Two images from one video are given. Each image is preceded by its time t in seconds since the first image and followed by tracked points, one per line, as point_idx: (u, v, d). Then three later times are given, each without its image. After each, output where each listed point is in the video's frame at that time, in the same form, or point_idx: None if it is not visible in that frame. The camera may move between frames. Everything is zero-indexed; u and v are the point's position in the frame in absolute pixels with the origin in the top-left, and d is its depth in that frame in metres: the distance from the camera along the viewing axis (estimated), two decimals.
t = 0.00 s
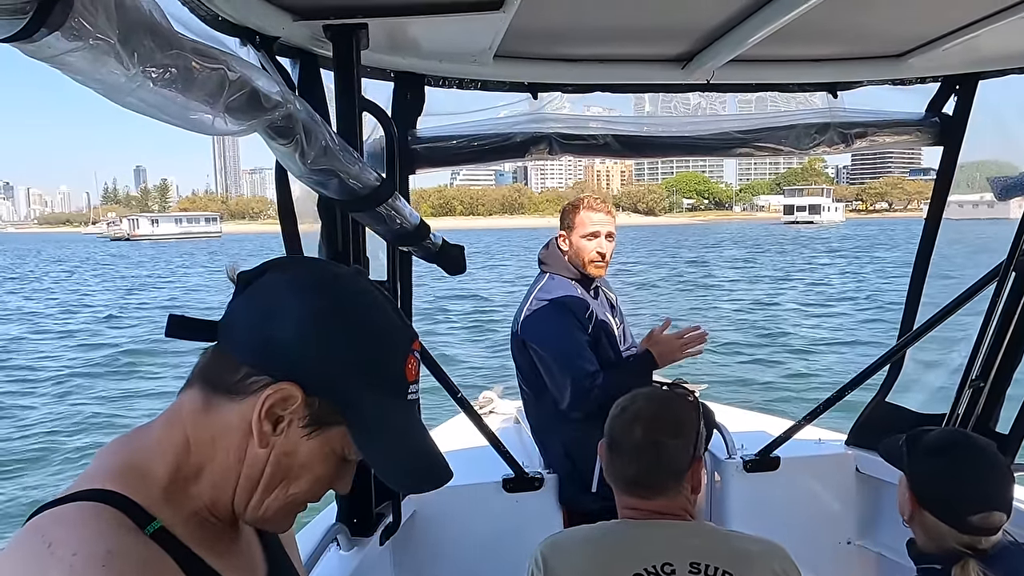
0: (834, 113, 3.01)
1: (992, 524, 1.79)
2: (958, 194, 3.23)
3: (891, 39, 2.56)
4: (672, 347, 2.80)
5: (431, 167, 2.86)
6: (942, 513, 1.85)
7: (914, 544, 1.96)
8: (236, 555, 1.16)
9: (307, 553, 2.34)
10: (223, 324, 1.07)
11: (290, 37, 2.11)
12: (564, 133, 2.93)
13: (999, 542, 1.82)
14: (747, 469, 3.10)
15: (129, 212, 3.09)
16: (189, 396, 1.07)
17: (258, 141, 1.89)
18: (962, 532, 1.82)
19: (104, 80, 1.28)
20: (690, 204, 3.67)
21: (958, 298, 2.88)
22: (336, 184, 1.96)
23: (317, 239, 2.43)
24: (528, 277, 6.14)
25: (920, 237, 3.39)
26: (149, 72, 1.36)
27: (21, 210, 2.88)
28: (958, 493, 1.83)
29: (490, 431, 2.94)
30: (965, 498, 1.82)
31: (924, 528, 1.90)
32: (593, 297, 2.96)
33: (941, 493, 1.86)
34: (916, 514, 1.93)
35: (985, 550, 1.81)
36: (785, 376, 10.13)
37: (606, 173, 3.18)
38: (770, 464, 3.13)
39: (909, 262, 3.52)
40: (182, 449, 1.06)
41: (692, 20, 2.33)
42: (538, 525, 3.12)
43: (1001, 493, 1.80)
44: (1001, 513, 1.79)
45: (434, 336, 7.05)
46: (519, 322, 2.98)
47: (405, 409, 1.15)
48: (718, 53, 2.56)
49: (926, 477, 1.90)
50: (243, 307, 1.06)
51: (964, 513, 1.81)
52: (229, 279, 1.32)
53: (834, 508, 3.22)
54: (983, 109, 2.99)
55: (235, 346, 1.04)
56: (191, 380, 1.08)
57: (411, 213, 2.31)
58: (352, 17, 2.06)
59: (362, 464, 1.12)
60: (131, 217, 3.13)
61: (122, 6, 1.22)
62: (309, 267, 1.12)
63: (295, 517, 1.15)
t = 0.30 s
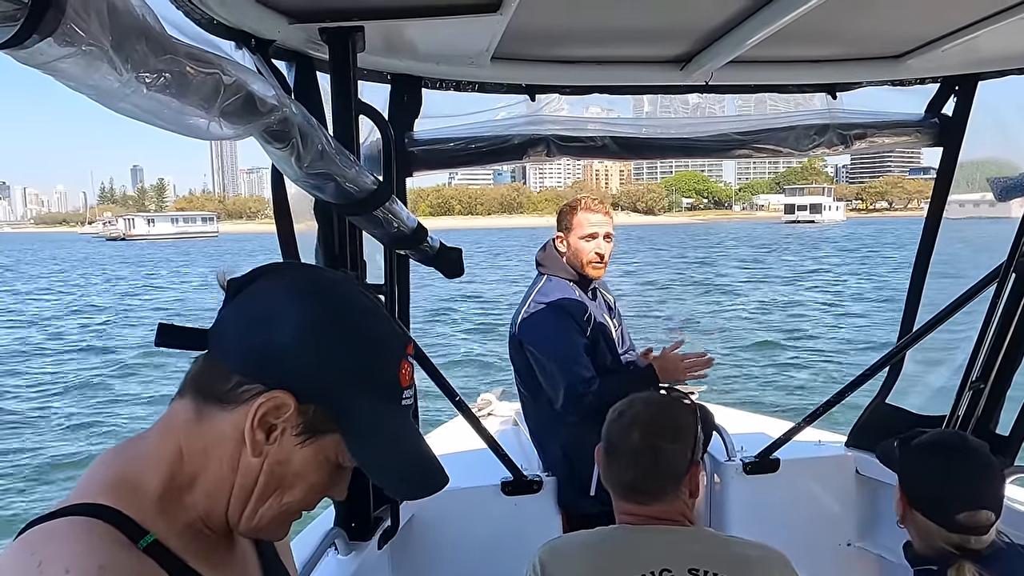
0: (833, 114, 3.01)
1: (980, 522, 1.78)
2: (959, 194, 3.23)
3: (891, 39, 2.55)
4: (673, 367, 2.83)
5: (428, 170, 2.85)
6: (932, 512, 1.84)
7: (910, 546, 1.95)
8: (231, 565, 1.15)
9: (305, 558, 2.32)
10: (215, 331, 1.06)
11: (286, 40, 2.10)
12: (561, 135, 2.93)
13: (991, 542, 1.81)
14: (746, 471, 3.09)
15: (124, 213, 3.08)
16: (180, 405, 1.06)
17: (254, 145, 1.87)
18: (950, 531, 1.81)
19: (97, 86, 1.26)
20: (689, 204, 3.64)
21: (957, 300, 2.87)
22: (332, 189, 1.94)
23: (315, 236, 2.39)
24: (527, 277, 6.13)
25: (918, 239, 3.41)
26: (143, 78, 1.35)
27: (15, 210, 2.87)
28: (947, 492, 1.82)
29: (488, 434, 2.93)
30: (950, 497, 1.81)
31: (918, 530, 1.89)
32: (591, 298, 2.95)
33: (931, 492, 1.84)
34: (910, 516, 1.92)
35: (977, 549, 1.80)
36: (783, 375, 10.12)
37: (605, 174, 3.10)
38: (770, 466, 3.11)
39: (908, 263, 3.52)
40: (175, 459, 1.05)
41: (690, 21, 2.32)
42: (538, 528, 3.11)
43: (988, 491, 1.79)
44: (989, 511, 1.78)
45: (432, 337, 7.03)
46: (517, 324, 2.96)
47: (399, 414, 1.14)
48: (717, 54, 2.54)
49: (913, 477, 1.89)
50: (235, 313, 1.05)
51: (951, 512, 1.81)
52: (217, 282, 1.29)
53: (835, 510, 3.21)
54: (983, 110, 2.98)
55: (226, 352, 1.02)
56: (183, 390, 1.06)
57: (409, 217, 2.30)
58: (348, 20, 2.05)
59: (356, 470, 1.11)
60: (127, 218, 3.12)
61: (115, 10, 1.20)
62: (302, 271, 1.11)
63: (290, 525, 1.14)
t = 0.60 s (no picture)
0: (833, 116, 3.02)
1: (979, 523, 1.78)
2: (961, 194, 3.22)
3: (891, 41, 2.55)
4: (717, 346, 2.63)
5: (429, 173, 2.85)
6: (930, 513, 1.84)
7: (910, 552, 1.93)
8: None
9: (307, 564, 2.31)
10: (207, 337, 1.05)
11: (286, 44, 2.09)
12: (561, 138, 2.94)
13: (991, 544, 1.80)
14: (747, 473, 3.09)
15: (122, 214, 3.07)
16: (174, 415, 1.05)
17: (256, 149, 1.87)
18: (949, 533, 1.81)
19: (99, 92, 1.25)
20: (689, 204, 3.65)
21: (957, 302, 2.87)
22: (333, 193, 1.94)
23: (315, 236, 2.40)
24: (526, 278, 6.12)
25: (920, 240, 3.42)
26: (145, 84, 1.34)
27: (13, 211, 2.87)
28: (945, 492, 1.82)
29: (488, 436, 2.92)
30: (948, 497, 1.82)
31: (917, 533, 1.88)
32: (593, 295, 2.92)
33: (928, 492, 1.85)
34: (909, 520, 1.91)
35: (976, 552, 1.79)
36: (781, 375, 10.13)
37: (605, 174, 3.03)
38: (770, 468, 3.11)
39: (908, 264, 3.52)
40: (169, 470, 1.04)
41: (690, 23, 2.31)
42: (538, 530, 3.11)
43: (985, 491, 1.79)
44: (987, 512, 1.77)
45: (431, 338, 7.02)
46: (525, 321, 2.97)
47: (398, 419, 1.13)
48: (717, 57, 2.54)
49: (910, 479, 1.89)
50: (228, 318, 1.05)
51: (948, 513, 1.81)
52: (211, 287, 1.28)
53: (835, 511, 3.21)
54: (983, 112, 2.98)
55: (219, 358, 1.02)
56: (177, 399, 1.06)
57: (410, 221, 2.29)
58: (349, 24, 2.04)
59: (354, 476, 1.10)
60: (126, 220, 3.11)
61: (118, 17, 1.19)
62: (296, 276, 1.11)
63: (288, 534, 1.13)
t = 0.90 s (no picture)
0: (834, 116, 3.02)
1: (987, 523, 1.77)
2: (962, 194, 3.22)
3: (893, 40, 2.54)
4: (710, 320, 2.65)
5: (430, 173, 2.85)
6: (936, 517, 1.83)
7: (917, 557, 1.92)
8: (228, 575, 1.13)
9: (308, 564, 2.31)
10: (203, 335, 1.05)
11: (288, 43, 2.09)
12: (562, 137, 2.93)
13: (1000, 544, 1.78)
14: (747, 473, 3.08)
15: (120, 214, 3.06)
16: (171, 414, 1.05)
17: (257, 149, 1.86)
18: (957, 536, 1.79)
19: (103, 91, 1.25)
20: (688, 204, 3.65)
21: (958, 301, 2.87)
22: (335, 192, 1.93)
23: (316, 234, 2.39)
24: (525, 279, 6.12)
25: (921, 239, 3.41)
26: (149, 82, 1.34)
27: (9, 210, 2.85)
28: (951, 494, 1.82)
29: (489, 436, 2.91)
30: (954, 499, 1.81)
31: (925, 538, 1.86)
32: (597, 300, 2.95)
33: (934, 496, 1.84)
34: (914, 524, 1.90)
35: (984, 554, 1.78)
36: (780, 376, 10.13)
37: (604, 173, 3.06)
38: (771, 468, 3.10)
39: (909, 264, 3.52)
40: (167, 470, 1.04)
41: (691, 22, 2.31)
42: (538, 531, 3.10)
43: (991, 489, 1.79)
44: (994, 511, 1.77)
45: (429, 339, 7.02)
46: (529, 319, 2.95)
47: (397, 416, 1.13)
48: (717, 56, 2.54)
49: (915, 483, 1.88)
50: (223, 316, 1.04)
51: (955, 515, 1.80)
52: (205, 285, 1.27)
53: (836, 511, 3.21)
54: (984, 111, 2.98)
55: (216, 357, 1.02)
56: (175, 398, 1.05)
57: (411, 220, 2.29)
58: (350, 23, 2.04)
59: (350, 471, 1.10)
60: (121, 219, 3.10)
61: (121, 15, 1.19)
62: (293, 273, 1.11)
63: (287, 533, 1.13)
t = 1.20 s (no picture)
0: (838, 117, 3.03)
1: (994, 517, 1.78)
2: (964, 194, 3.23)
3: (899, 41, 2.55)
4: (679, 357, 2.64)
5: (433, 173, 2.85)
6: (945, 519, 1.82)
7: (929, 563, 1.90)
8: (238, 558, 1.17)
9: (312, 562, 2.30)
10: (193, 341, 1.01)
11: (296, 44, 2.09)
12: (567, 138, 2.94)
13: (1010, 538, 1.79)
14: (749, 474, 3.09)
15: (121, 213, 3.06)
16: (178, 422, 1.03)
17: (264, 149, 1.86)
18: (970, 536, 1.79)
19: (118, 92, 1.25)
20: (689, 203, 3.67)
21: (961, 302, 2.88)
22: (343, 192, 1.94)
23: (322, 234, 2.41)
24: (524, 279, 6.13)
25: (923, 239, 3.42)
26: (163, 84, 1.34)
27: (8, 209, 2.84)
28: (956, 495, 1.82)
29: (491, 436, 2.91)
30: (960, 496, 1.82)
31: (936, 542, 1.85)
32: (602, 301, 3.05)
33: (939, 499, 1.84)
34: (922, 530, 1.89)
35: (999, 549, 1.78)
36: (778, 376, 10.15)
37: (603, 173, 3.09)
38: (773, 468, 3.11)
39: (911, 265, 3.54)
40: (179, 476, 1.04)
41: (698, 24, 2.32)
42: (540, 531, 3.10)
43: (993, 483, 1.80)
44: (999, 504, 1.79)
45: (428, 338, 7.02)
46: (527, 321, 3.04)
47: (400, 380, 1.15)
48: (722, 57, 2.55)
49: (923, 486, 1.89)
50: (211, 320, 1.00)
51: (964, 512, 1.80)
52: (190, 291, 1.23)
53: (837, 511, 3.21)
54: (986, 113, 3.00)
55: (217, 365, 0.99)
56: (177, 406, 1.03)
57: (416, 220, 2.29)
58: (358, 24, 2.04)
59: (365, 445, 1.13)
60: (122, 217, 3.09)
61: (137, 17, 1.19)
62: (274, 262, 1.06)
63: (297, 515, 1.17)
